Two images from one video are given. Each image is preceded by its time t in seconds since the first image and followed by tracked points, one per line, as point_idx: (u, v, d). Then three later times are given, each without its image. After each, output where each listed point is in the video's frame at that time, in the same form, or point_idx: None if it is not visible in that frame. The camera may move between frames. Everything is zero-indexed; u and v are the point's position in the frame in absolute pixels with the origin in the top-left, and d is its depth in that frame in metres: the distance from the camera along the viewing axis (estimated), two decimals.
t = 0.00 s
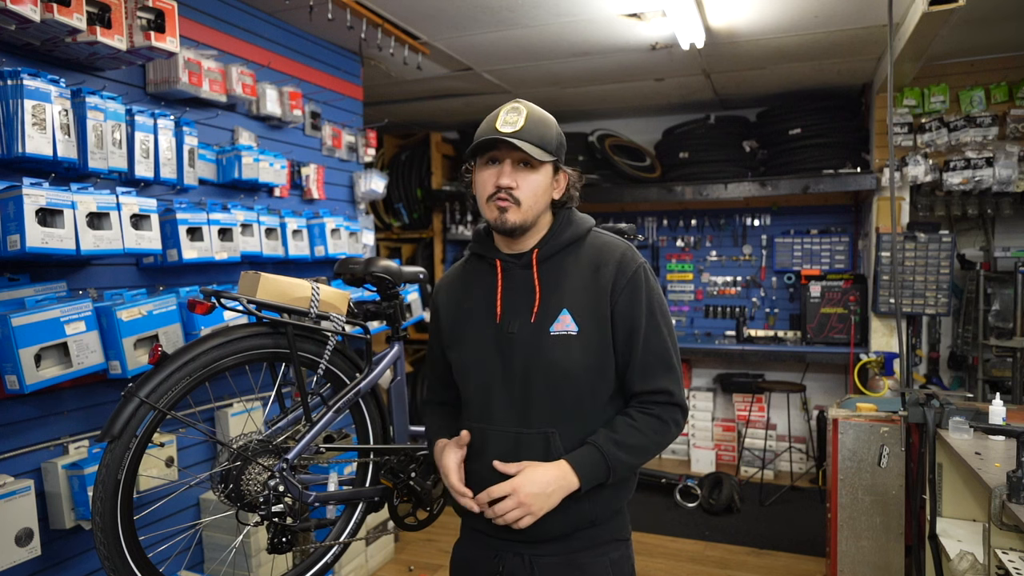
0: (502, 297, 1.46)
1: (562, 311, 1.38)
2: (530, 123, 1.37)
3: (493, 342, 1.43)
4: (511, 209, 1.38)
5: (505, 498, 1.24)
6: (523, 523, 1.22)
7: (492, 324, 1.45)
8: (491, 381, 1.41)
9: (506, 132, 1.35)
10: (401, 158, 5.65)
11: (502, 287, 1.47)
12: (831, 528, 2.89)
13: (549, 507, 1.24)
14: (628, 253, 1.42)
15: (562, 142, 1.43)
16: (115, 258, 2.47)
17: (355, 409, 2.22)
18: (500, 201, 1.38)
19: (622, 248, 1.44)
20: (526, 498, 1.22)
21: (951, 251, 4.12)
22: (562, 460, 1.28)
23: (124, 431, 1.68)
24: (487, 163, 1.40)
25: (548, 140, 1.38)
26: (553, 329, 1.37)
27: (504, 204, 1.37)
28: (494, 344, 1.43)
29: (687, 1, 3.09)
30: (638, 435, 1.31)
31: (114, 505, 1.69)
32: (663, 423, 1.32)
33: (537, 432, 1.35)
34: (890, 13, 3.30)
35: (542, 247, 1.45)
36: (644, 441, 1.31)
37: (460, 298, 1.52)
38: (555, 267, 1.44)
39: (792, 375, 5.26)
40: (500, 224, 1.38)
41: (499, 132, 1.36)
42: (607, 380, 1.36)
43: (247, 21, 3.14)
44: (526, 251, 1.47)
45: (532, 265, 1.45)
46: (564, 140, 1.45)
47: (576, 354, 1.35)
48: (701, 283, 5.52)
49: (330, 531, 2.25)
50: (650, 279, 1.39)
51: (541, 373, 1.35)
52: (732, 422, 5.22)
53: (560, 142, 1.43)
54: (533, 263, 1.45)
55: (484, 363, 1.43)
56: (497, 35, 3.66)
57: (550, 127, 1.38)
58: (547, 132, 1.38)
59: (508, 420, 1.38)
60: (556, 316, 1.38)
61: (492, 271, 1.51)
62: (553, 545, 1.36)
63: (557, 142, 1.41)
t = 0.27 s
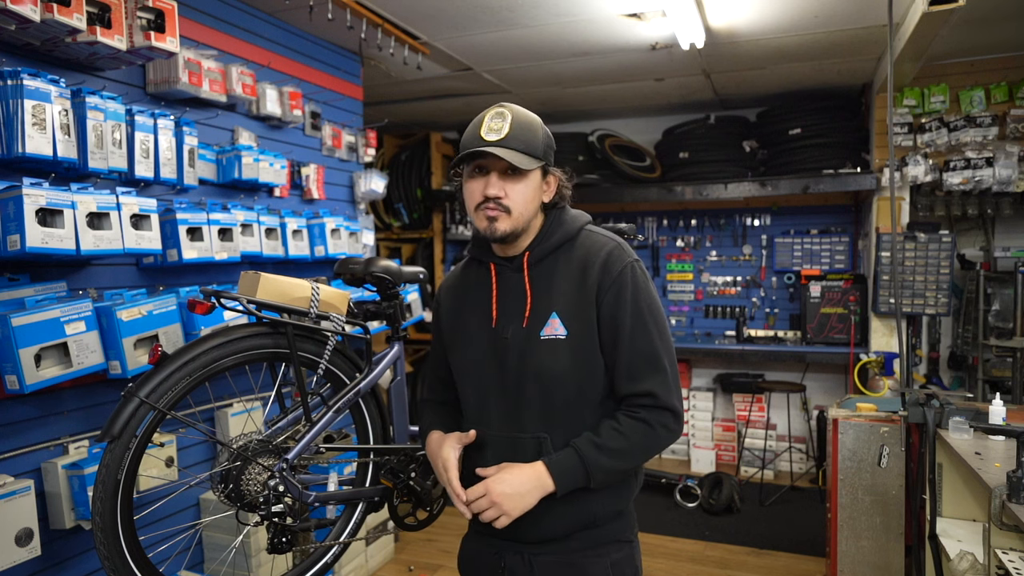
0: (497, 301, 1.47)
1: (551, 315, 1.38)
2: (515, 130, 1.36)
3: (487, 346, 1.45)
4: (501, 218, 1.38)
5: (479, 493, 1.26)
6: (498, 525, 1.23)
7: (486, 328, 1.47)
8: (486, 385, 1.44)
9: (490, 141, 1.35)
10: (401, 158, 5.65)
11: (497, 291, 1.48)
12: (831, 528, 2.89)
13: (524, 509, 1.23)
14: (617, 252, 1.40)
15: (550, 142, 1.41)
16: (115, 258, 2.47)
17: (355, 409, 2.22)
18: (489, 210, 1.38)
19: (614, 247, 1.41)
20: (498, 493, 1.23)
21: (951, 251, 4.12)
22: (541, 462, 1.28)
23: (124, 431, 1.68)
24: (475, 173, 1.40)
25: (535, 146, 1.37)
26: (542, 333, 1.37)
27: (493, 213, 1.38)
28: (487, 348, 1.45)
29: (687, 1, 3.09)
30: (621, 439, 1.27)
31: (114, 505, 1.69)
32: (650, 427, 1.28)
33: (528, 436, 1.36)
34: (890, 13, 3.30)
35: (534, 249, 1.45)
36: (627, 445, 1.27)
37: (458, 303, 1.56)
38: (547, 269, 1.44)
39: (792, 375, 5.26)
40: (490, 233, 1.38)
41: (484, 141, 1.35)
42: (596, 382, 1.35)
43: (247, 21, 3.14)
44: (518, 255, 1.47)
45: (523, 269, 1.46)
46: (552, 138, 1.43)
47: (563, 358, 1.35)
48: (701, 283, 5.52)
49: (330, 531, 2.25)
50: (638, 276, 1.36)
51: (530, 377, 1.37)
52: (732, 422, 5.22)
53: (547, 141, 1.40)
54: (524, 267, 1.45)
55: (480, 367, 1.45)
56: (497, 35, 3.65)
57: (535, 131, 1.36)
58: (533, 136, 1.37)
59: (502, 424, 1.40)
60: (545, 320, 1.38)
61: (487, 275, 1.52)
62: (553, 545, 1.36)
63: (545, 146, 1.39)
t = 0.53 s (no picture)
0: (501, 300, 1.47)
1: (556, 316, 1.38)
2: (520, 134, 1.33)
3: (490, 347, 1.45)
4: (511, 225, 1.37)
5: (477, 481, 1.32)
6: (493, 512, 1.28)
7: (489, 328, 1.47)
8: (488, 384, 1.44)
9: (496, 147, 1.33)
10: (401, 158, 5.65)
11: (500, 291, 1.48)
12: (831, 528, 2.89)
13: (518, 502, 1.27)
14: (623, 251, 1.40)
15: (552, 142, 1.41)
16: (115, 258, 2.47)
17: (355, 409, 2.22)
18: (499, 218, 1.37)
19: (619, 247, 1.41)
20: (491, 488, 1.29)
21: (951, 251, 4.12)
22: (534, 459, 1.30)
23: (124, 431, 1.68)
24: (481, 181, 1.39)
25: (540, 149, 1.35)
26: (547, 334, 1.38)
27: (503, 223, 1.37)
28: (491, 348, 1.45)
29: (687, 1, 3.09)
30: (619, 440, 1.28)
31: (114, 505, 1.69)
32: (651, 429, 1.28)
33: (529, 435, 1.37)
34: (890, 13, 3.30)
35: (538, 251, 1.44)
36: (625, 446, 1.27)
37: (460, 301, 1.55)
38: (551, 269, 1.44)
39: (792, 375, 5.26)
40: (501, 242, 1.38)
41: (489, 147, 1.33)
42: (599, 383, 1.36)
43: (247, 21, 3.14)
44: (522, 256, 1.46)
45: (527, 270, 1.45)
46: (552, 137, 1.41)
47: (568, 359, 1.35)
48: (701, 284, 5.52)
49: (330, 531, 2.25)
50: (643, 277, 1.36)
51: (535, 378, 1.37)
52: (732, 422, 5.22)
53: (549, 141, 1.39)
54: (529, 268, 1.45)
55: (482, 366, 1.46)
56: (497, 35, 3.65)
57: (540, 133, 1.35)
58: (537, 139, 1.35)
59: (504, 424, 1.41)
60: (550, 321, 1.38)
61: (489, 275, 1.51)
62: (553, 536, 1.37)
63: (548, 147, 1.38)
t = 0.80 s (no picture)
0: (520, 296, 1.47)
1: (577, 312, 1.38)
2: (549, 121, 1.35)
3: (508, 343, 1.45)
4: (536, 210, 1.37)
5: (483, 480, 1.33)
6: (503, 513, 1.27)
7: (508, 323, 1.47)
8: (505, 380, 1.43)
9: (524, 132, 1.34)
10: (401, 158, 5.65)
11: (521, 287, 1.48)
12: (831, 528, 2.89)
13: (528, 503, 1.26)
14: (648, 252, 1.40)
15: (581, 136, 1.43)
16: (115, 258, 2.47)
17: (355, 409, 2.22)
18: (524, 202, 1.37)
19: (643, 248, 1.41)
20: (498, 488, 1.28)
21: (951, 251, 4.12)
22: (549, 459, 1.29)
23: (124, 431, 1.68)
24: (507, 166, 1.39)
25: (568, 137, 1.37)
26: (567, 329, 1.37)
27: (529, 207, 1.37)
28: (509, 344, 1.45)
29: (687, 1, 3.09)
30: (638, 443, 1.27)
31: (114, 505, 1.69)
32: (669, 434, 1.27)
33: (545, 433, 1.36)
34: (890, 13, 3.30)
35: (561, 246, 1.45)
36: (643, 449, 1.26)
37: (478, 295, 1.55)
38: (573, 267, 1.45)
39: (792, 375, 5.26)
40: (526, 226, 1.38)
41: (518, 132, 1.34)
42: (618, 384, 1.35)
43: (247, 21, 3.14)
44: (546, 251, 1.47)
45: (549, 265, 1.46)
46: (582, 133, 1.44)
47: (588, 356, 1.35)
48: (701, 283, 5.52)
49: (330, 531, 2.25)
50: (668, 278, 1.36)
51: (554, 374, 1.36)
52: (732, 422, 5.23)
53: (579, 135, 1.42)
54: (551, 264, 1.46)
55: (500, 362, 1.45)
56: (497, 35, 3.65)
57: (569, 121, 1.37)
58: (567, 128, 1.37)
59: (519, 422, 1.40)
60: (571, 317, 1.38)
61: (511, 269, 1.53)
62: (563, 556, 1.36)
63: (576, 137, 1.39)
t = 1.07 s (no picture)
0: (554, 291, 1.45)
1: (619, 308, 1.36)
2: (580, 109, 1.35)
3: (543, 339, 1.41)
4: (568, 201, 1.36)
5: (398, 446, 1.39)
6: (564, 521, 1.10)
7: (542, 319, 1.43)
8: (541, 379, 1.38)
9: (555, 119, 1.34)
10: (401, 158, 5.65)
11: (555, 282, 1.45)
12: (830, 528, 2.89)
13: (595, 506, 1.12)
14: (689, 252, 1.40)
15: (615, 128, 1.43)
16: (115, 258, 2.47)
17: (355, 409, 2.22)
18: (556, 191, 1.36)
19: (683, 248, 1.42)
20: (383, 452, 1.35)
21: (951, 251, 4.12)
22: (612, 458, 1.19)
23: (124, 431, 1.69)
24: (539, 155, 1.39)
25: (600, 125, 1.36)
26: (609, 325, 1.35)
27: (560, 197, 1.36)
28: (544, 341, 1.41)
29: (687, 1, 3.09)
30: (692, 441, 1.25)
31: (114, 505, 1.69)
32: (718, 432, 1.27)
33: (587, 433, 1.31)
34: (890, 13, 3.30)
35: (598, 242, 1.45)
36: (697, 448, 1.24)
37: (506, 293, 1.50)
38: (610, 264, 1.43)
39: (792, 375, 5.26)
40: (556, 216, 1.37)
41: (548, 120, 1.34)
42: (662, 383, 1.32)
43: (247, 21, 3.14)
44: (580, 247, 1.47)
45: (586, 261, 1.45)
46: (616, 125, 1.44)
47: (633, 352, 1.32)
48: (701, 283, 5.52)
49: (330, 531, 2.25)
50: (711, 278, 1.36)
51: (596, 370, 1.33)
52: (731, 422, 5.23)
53: (613, 127, 1.42)
54: (588, 259, 1.45)
55: (534, 359, 1.40)
56: (498, 35, 3.65)
57: (601, 109, 1.36)
58: (600, 118, 1.37)
59: (558, 422, 1.35)
60: (613, 313, 1.36)
61: (542, 265, 1.50)
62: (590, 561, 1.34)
63: (609, 126, 1.38)
